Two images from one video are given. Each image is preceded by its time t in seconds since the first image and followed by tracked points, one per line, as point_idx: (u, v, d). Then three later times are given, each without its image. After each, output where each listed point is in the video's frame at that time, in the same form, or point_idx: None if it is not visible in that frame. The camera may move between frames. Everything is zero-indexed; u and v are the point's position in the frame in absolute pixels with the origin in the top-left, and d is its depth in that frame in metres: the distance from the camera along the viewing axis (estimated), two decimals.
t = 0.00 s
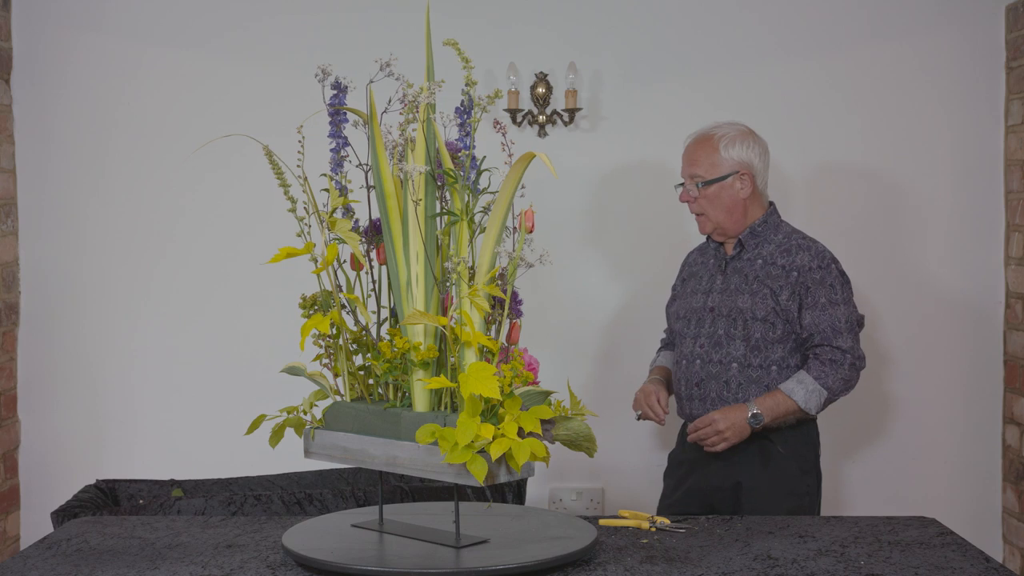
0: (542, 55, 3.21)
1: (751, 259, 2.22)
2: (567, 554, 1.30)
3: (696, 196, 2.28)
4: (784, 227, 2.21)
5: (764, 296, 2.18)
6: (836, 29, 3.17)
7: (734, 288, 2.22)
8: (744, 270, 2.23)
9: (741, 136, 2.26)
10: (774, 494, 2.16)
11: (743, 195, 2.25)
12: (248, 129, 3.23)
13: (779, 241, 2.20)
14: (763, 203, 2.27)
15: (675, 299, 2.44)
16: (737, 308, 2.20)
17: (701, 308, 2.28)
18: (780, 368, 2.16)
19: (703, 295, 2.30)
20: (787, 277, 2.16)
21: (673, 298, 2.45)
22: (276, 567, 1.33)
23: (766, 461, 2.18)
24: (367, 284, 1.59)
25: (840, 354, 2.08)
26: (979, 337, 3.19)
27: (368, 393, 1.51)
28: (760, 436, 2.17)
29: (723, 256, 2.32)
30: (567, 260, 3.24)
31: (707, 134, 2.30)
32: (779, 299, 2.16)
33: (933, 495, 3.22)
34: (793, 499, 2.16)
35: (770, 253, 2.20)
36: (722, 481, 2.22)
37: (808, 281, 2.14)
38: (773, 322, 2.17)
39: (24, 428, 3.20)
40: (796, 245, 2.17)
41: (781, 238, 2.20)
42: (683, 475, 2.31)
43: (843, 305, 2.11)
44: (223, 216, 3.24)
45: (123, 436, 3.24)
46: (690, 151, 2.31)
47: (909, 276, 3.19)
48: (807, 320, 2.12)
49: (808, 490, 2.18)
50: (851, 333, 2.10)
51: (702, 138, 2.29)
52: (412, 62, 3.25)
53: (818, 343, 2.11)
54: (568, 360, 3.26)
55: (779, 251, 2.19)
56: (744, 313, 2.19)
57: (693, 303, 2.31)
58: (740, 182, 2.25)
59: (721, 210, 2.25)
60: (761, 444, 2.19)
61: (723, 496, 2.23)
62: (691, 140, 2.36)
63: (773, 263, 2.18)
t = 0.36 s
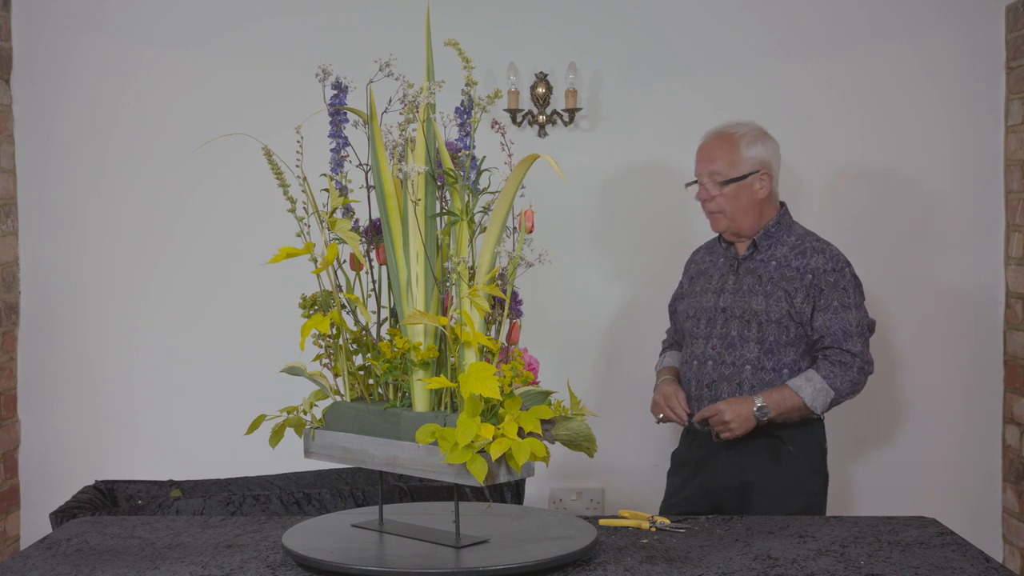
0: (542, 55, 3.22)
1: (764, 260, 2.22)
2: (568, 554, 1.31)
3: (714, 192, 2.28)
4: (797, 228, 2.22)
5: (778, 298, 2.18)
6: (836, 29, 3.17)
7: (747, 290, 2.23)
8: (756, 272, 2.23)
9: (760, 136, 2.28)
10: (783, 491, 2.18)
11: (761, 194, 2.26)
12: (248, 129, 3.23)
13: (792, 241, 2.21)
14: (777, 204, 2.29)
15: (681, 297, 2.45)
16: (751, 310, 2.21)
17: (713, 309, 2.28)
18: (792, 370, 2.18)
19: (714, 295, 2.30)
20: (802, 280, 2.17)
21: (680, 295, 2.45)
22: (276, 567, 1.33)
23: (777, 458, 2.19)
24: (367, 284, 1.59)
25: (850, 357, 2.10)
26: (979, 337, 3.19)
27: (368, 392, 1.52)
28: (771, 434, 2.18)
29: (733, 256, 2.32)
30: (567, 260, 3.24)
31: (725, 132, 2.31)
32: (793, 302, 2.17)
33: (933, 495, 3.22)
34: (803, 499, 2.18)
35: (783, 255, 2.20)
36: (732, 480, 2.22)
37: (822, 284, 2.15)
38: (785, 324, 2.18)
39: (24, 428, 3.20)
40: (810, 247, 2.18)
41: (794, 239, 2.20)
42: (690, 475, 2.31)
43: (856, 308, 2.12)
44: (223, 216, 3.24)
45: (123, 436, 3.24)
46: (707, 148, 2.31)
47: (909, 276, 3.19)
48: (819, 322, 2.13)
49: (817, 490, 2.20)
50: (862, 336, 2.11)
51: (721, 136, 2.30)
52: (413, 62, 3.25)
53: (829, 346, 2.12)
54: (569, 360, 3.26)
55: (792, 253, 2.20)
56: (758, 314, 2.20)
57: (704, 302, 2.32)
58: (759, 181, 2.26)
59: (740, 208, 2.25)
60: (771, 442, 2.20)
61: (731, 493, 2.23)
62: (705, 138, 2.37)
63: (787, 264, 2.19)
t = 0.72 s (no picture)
0: (541, 55, 3.22)
1: (788, 259, 2.40)
2: (568, 554, 1.31)
3: (761, 170, 2.43)
4: (815, 229, 2.41)
5: (801, 296, 2.36)
6: (836, 29, 3.17)
7: (771, 286, 2.39)
8: (779, 270, 2.41)
9: (800, 132, 2.50)
10: (795, 491, 2.30)
11: (797, 185, 2.47)
12: (249, 129, 3.23)
13: (814, 241, 2.40)
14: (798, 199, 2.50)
15: (689, 289, 2.55)
16: (776, 306, 2.37)
17: (733, 303, 2.43)
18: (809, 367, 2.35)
19: (733, 290, 2.44)
20: (826, 278, 2.35)
21: (688, 289, 2.56)
22: (276, 567, 1.33)
23: (791, 459, 2.30)
24: (366, 284, 1.59)
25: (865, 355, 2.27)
26: (979, 337, 3.19)
27: (368, 392, 1.52)
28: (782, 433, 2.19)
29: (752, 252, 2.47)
30: (567, 260, 3.24)
31: (772, 119, 2.48)
32: (817, 300, 2.35)
33: (934, 495, 3.22)
34: (813, 498, 2.30)
35: (807, 255, 2.39)
36: (742, 479, 2.33)
37: (843, 283, 2.34)
38: (807, 321, 2.34)
39: (24, 428, 3.20)
40: (832, 247, 2.38)
41: (816, 239, 2.40)
42: (696, 473, 2.40)
43: (871, 309, 2.31)
44: (223, 216, 3.24)
45: (123, 436, 3.24)
46: (755, 129, 2.46)
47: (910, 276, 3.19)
48: (838, 320, 2.31)
49: (824, 490, 2.32)
50: (875, 336, 2.30)
51: (770, 121, 2.47)
52: (412, 62, 3.25)
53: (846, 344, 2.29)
54: (568, 360, 3.26)
55: (815, 253, 2.38)
56: (784, 310, 2.36)
57: (723, 296, 2.45)
58: (798, 172, 2.47)
59: (782, 191, 2.43)
60: (786, 443, 2.30)
61: (741, 491, 2.34)
62: (746, 122, 2.52)
63: (811, 263, 2.38)
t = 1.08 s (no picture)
0: (542, 55, 3.22)
1: (800, 258, 2.40)
2: (568, 555, 1.31)
3: (776, 170, 2.43)
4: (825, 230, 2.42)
5: (817, 295, 2.36)
6: (837, 29, 3.17)
7: (787, 285, 2.39)
8: (792, 269, 2.41)
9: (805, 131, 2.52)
10: (802, 493, 2.30)
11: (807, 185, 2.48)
12: (249, 129, 3.23)
13: (825, 242, 2.40)
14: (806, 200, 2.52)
15: (697, 286, 2.55)
16: (792, 304, 2.37)
17: (747, 301, 2.43)
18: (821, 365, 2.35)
19: (746, 288, 2.45)
20: (840, 277, 2.36)
21: (696, 286, 2.56)
22: (276, 567, 1.33)
23: (802, 461, 2.30)
24: (367, 284, 1.59)
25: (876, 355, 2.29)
26: (979, 337, 3.19)
27: (368, 392, 1.52)
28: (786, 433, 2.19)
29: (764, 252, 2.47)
30: (567, 260, 3.24)
31: (781, 120, 2.49)
32: (831, 299, 2.35)
33: (934, 495, 3.22)
34: (818, 500, 2.31)
35: (819, 255, 2.39)
36: (749, 477, 2.33)
37: (857, 282, 2.35)
38: (821, 320, 2.35)
39: (24, 428, 3.20)
40: (844, 247, 2.38)
41: (828, 240, 2.40)
42: (701, 472, 2.40)
43: (882, 310, 2.33)
44: (223, 216, 3.24)
45: (123, 436, 3.24)
46: (765, 129, 2.46)
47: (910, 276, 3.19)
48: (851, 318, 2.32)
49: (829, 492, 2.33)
50: (886, 337, 2.32)
51: (780, 122, 2.48)
52: (412, 62, 3.25)
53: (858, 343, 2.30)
54: (568, 360, 3.26)
55: (827, 254, 2.39)
56: (799, 308, 2.36)
57: (736, 293, 2.45)
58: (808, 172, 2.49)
59: (796, 192, 2.44)
60: (797, 444, 2.30)
61: (748, 490, 2.33)
62: (753, 124, 2.52)
63: (825, 263, 2.38)
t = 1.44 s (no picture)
0: (542, 55, 3.21)
1: (796, 256, 2.40)
2: (568, 555, 1.31)
3: (768, 171, 2.44)
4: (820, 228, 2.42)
5: (813, 291, 2.36)
6: (837, 29, 3.17)
7: (783, 283, 2.39)
8: (788, 267, 2.41)
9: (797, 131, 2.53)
10: (801, 494, 2.30)
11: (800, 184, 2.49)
12: (249, 129, 3.23)
13: (820, 239, 2.40)
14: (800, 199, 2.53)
15: (695, 289, 2.56)
16: (789, 302, 2.37)
17: (744, 300, 2.43)
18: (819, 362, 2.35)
19: (743, 287, 2.45)
20: (835, 273, 2.36)
21: (694, 289, 2.56)
22: (276, 567, 1.33)
23: (802, 461, 2.30)
24: (367, 284, 1.59)
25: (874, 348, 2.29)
26: (979, 337, 3.19)
27: (368, 392, 1.52)
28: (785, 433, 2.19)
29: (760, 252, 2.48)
30: (567, 260, 3.25)
31: (773, 121, 2.51)
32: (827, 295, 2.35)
33: (934, 495, 3.22)
34: (816, 501, 2.30)
35: (815, 252, 2.39)
36: (748, 477, 2.33)
37: (853, 277, 2.34)
38: (818, 316, 2.35)
39: (24, 428, 3.20)
40: (839, 244, 2.38)
41: (823, 238, 2.40)
42: (701, 472, 2.40)
43: (879, 303, 2.33)
44: (223, 216, 3.24)
45: (123, 436, 3.24)
46: (757, 130, 2.47)
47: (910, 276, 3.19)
48: (848, 313, 2.32)
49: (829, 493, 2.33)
50: (884, 330, 2.31)
51: (771, 122, 2.49)
52: (413, 62, 3.25)
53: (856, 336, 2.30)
54: (568, 360, 3.26)
55: (823, 251, 2.39)
56: (795, 305, 2.36)
57: (732, 293, 2.45)
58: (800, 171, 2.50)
59: (789, 192, 2.45)
60: (797, 444, 2.30)
61: (747, 490, 2.34)
62: (745, 125, 2.53)
63: (821, 260, 2.38)
